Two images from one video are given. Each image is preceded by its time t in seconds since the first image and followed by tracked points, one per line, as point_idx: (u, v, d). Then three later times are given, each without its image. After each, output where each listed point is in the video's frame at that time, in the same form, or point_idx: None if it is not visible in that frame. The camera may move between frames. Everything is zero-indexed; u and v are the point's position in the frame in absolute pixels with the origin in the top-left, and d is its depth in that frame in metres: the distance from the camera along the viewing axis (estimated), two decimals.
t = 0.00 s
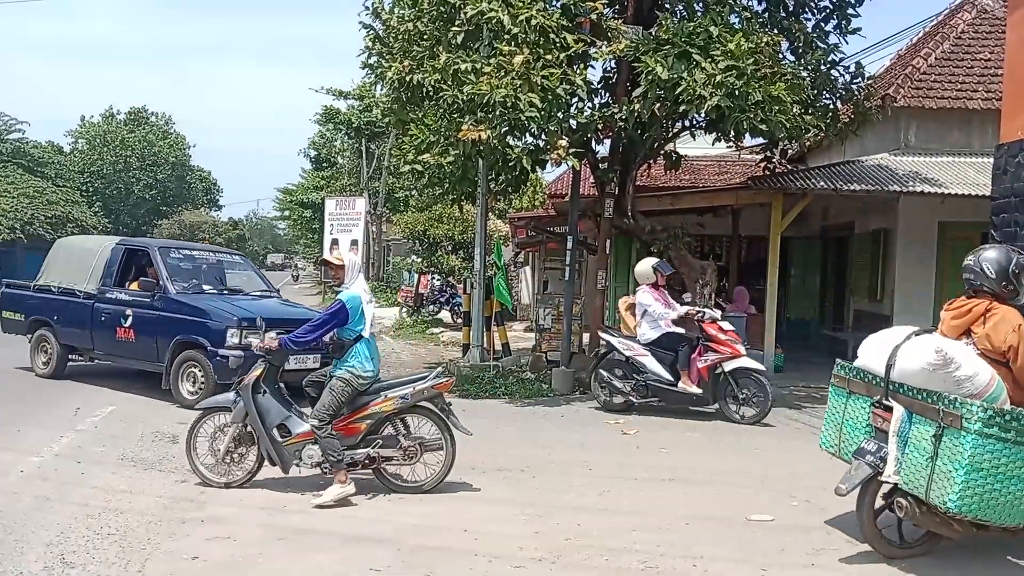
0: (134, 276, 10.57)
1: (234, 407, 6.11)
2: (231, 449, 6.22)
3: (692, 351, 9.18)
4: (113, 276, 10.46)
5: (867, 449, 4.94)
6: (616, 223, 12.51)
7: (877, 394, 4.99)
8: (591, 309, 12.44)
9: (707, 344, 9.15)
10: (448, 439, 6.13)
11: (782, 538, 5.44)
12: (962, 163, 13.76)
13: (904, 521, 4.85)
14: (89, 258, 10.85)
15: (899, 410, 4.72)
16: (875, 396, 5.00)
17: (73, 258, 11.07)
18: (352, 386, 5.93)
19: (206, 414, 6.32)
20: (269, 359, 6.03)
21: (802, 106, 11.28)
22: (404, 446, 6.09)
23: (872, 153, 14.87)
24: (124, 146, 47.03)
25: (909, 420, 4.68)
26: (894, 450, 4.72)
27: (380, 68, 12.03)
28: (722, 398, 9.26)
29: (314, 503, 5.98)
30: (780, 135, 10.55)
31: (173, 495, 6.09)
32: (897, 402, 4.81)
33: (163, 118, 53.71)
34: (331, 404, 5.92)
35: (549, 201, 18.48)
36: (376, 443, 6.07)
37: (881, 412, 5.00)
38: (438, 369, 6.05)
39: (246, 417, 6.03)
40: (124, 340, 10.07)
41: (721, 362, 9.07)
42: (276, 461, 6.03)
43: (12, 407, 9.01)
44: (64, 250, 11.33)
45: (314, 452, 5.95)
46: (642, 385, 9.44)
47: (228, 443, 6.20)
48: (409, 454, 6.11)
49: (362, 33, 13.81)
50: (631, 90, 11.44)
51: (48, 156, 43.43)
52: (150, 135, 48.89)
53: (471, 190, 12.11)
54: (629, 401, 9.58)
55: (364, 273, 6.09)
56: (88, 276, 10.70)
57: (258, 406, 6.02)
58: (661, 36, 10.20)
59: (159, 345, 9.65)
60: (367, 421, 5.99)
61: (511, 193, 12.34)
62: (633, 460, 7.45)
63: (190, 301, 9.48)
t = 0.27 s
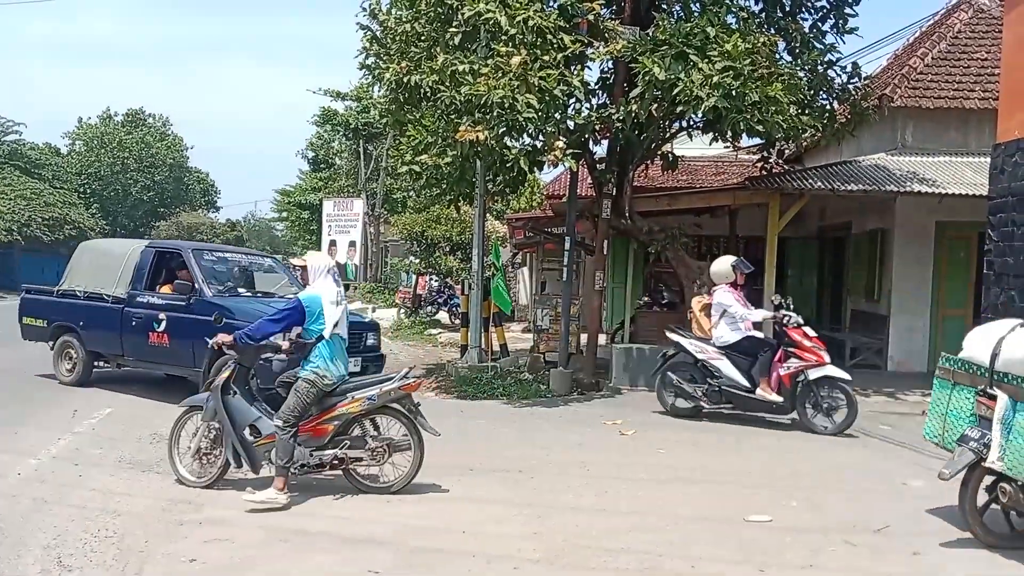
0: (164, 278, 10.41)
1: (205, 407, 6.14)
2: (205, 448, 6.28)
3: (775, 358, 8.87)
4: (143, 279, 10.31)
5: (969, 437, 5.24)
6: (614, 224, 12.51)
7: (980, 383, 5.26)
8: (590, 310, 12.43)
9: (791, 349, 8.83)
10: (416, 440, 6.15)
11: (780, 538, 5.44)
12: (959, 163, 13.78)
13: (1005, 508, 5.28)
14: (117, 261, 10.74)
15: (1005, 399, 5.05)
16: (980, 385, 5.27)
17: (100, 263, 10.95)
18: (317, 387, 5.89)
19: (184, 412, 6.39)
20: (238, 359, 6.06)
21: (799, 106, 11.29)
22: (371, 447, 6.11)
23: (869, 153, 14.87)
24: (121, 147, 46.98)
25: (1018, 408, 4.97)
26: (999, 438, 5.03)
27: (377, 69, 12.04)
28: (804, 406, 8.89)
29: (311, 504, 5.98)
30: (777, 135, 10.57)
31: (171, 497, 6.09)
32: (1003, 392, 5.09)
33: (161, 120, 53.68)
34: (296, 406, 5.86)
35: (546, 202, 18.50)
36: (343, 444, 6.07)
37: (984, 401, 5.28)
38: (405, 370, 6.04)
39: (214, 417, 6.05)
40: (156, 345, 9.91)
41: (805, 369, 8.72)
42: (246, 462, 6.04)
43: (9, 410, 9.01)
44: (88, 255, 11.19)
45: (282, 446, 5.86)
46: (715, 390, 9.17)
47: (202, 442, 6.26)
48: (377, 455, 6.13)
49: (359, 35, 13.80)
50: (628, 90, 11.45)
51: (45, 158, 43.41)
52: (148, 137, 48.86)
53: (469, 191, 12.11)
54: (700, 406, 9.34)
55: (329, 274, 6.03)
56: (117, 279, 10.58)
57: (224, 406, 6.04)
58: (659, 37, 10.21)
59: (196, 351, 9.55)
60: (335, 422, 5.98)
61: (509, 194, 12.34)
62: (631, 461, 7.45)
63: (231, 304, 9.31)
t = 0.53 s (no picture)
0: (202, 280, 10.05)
1: (184, 406, 6.24)
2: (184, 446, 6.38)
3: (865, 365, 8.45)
4: (182, 282, 9.97)
5: None
6: (615, 225, 12.51)
7: None
8: (590, 312, 12.42)
9: (884, 360, 8.39)
10: (390, 443, 6.15)
11: (781, 541, 5.43)
12: (960, 165, 13.77)
13: None
14: (152, 265, 10.46)
15: None
16: None
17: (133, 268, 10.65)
18: (286, 391, 5.88)
19: (166, 410, 6.51)
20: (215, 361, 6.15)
21: (801, 109, 11.29)
22: (346, 449, 6.13)
23: (870, 155, 14.86)
24: (122, 149, 47.00)
25: None
26: None
27: (378, 70, 12.03)
28: (894, 418, 8.47)
29: (312, 506, 5.97)
30: (778, 137, 10.58)
31: (171, 498, 6.09)
32: None
33: (161, 122, 53.69)
34: (266, 410, 5.88)
35: (547, 204, 18.51)
36: (317, 446, 6.10)
37: None
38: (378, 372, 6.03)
39: (192, 416, 6.14)
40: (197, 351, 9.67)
41: (899, 381, 8.29)
42: (222, 462, 6.11)
43: (10, 411, 9.01)
44: (119, 259, 10.89)
45: (244, 451, 5.89)
46: (800, 401, 8.75)
47: (181, 440, 6.37)
48: (351, 457, 6.15)
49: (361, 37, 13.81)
50: (629, 92, 11.45)
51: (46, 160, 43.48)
52: (149, 139, 48.88)
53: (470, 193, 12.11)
54: (783, 418, 8.92)
55: (297, 276, 6.01)
56: (152, 284, 10.30)
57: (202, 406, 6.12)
58: (660, 39, 10.21)
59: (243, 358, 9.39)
60: (307, 425, 6.00)
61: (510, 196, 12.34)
62: (631, 463, 7.45)
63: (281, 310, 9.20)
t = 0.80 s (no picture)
0: (240, 281, 9.54)
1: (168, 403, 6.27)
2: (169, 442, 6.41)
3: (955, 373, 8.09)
4: (220, 284, 9.45)
5: None
6: (614, 224, 12.51)
7: None
8: (588, 311, 12.41)
9: (979, 368, 7.99)
10: (371, 443, 6.12)
11: (780, 540, 5.42)
12: (958, 164, 13.78)
13: None
14: (183, 265, 9.97)
15: None
16: None
17: (162, 268, 10.19)
18: (266, 391, 5.92)
19: (152, 406, 6.55)
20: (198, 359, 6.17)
21: (800, 107, 11.28)
22: (327, 448, 6.11)
23: (869, 153, 14.85)
24: (120, 147, 46.91)
25: None
26: None
27: (377, 68, 12.01)
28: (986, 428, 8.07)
29: (308, 505, 5.96)
30: (777, 136, 10.57)
31: (168, 497, 6.07)
32: None
33: (159, 119, 53.60)
34: (246, 411, 5.91)
35: (545, 202, 18.50)
36: (298, 445, 6.08)
37: None
38: (360, 372, 6.02)
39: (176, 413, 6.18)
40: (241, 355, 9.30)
41: (994, 390, 7.90)
42: (206, 458, 6.15)
43: (6, 410, 8.98)
44: (149, 259, 10.45)
45: (226, 450, 5.93)
46: (891, 412, 8.30)
47: (165, 435, 6.40)
48: (333, 456, 6.13)
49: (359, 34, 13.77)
50: (628, 91, 11.43)
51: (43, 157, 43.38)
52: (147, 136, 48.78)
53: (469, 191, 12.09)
54: (868, 425, 8.50)
55: (276, 274, 5.98)
56: (184, 285, 9.83)
57: (185, 403, 6.16)
58: (659, 37, 10.19)
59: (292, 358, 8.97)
60: (288, 424, 6.00)
61: (508, 194, 12.32)
62: (629, 462, 7.44)
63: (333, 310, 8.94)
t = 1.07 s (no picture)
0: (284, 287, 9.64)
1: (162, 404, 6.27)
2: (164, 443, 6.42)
3: None
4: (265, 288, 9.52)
5: None
6: (614, 225, 12.51)
7: None
8: (589, 312, 12.41)
9: None
10: (365, 445, 6.10)
11: (780, 541, 5.42)
12: (958, 165, 13.77)
13: None
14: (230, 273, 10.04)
15: None
16: None
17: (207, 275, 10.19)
18: (261, 392, 5.90)
19: (144, 409, 6.54)
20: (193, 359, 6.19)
21: (800, 108, 11.28)
22: (321, 450, 6.11)
23: (869, 154, 14.85)
24: (121, 148, 46.95)
25: None
26: None
27: (378, 70, 12.01)
28: None
29: (308, 506, 5.96)
30: (778, 137, 10.56)
31: (168, 498, 6.07)
32: None
33: (160, 120, 53.63)
34: (242, 412, 5.90)
35: (546, 204, 18.50)
36: (293, 446, 6.10)
37: None
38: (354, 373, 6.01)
39: (171, 414, 6.19)
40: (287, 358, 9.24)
41: None
42: (202, 459, 6.16)
43: (6, 411, 8.98)
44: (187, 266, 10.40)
45: (222, 452, 5.95)
46: (976, 421, 8.03)
47: (159, 437, 6.41)
48: (327, 458, 6.13)
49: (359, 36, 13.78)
50: (628, 92, 11.44)
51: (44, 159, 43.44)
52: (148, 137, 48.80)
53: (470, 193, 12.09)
54: (950, 436, 8.19)
55: (267, 275, 5.99)
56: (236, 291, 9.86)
57: (179, 405, 6.16)
58: (660, 38, 10.19)
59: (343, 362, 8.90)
60: (283, 425, 6.01)
61: (509, 195, 12.32)
62: (630, 464, 7.43)
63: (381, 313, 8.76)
